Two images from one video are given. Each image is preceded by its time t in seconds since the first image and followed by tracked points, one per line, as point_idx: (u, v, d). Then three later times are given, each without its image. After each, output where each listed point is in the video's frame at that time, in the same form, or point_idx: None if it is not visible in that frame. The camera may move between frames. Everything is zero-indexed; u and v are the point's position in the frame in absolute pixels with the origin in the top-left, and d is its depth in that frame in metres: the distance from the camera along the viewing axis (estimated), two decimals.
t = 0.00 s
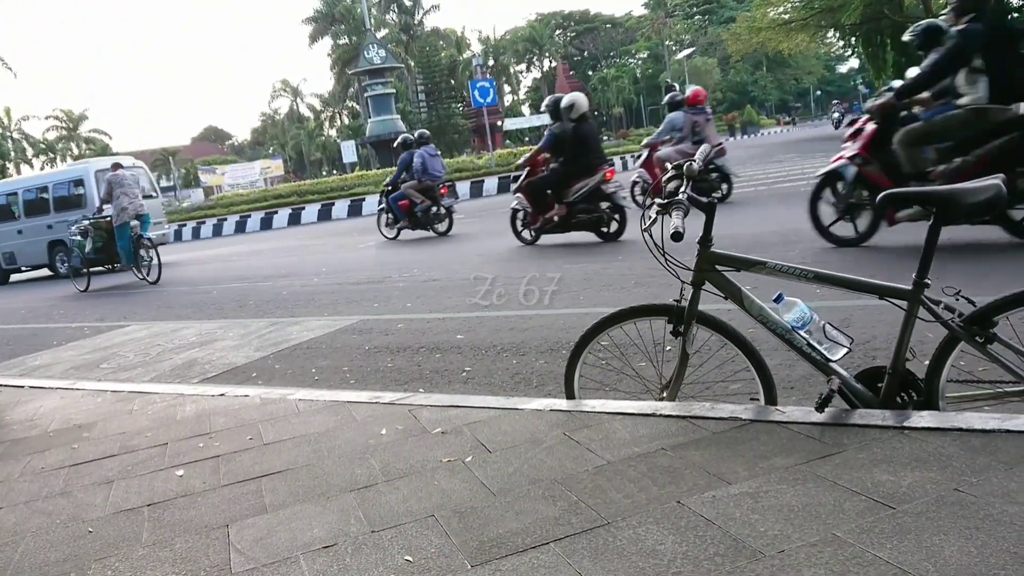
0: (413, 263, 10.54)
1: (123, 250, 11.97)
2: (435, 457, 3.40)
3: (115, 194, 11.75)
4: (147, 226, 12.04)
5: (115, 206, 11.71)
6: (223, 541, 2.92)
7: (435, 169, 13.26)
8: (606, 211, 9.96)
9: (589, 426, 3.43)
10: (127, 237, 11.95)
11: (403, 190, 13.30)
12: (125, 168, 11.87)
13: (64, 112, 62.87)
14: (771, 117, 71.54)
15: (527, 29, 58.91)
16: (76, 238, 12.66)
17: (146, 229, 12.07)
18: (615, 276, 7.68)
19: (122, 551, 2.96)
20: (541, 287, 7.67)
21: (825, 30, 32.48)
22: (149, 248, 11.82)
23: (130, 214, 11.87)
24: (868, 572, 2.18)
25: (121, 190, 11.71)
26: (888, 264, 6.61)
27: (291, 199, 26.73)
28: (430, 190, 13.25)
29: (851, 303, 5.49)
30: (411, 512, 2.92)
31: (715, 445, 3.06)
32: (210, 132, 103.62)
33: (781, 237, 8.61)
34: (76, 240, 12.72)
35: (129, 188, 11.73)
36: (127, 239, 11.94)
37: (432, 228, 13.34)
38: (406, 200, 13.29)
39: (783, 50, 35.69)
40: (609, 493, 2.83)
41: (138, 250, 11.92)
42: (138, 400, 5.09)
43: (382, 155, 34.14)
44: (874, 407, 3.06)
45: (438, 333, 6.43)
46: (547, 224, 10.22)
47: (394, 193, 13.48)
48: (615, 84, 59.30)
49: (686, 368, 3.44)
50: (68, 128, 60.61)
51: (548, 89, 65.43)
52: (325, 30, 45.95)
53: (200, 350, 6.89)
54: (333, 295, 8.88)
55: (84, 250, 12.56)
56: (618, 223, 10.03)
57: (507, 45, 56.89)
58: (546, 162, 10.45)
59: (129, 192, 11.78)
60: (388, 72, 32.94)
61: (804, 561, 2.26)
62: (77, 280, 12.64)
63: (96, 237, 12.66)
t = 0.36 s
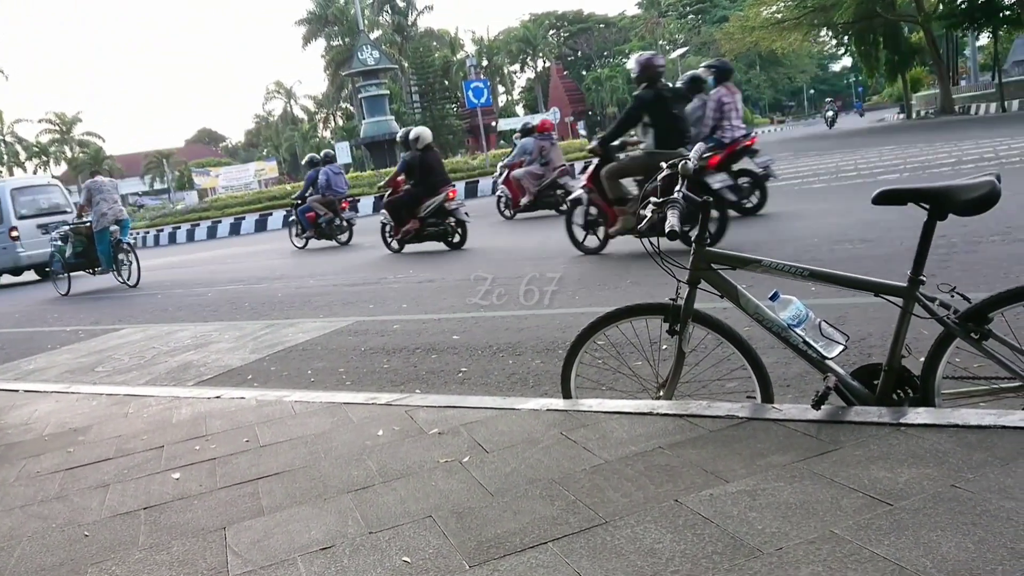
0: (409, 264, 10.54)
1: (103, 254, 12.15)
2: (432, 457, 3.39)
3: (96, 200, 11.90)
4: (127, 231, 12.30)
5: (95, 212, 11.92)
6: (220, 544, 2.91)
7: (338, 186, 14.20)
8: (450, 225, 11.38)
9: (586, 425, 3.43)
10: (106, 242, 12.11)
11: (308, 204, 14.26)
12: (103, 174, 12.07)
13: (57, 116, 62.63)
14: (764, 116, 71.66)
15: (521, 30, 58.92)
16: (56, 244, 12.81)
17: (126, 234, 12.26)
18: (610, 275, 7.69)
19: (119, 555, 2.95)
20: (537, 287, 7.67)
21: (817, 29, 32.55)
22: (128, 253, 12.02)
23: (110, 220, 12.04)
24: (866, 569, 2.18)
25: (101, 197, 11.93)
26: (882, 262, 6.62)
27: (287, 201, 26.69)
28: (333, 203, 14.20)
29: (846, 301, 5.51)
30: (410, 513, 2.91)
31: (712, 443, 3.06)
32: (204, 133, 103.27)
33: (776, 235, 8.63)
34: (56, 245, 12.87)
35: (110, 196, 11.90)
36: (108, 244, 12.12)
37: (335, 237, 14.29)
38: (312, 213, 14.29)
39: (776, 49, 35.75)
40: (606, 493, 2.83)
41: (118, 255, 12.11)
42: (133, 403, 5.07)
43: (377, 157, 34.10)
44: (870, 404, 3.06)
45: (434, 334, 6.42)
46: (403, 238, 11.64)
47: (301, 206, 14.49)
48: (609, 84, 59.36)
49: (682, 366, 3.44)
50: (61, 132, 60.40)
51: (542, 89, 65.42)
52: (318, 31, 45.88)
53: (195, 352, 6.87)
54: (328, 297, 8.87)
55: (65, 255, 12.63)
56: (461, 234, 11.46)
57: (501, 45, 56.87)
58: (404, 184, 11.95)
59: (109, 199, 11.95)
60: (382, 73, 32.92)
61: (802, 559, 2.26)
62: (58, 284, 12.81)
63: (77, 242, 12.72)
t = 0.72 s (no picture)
0: (406, 263, 10.53)
1: (84, 256, 12.44)
2: (429, 457, 3.38)
3: (75, 205, 12.04)
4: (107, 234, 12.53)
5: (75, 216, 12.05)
6: (216, 544, 2.90)
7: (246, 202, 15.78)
8: (319, 237, 12.58)
9: (582, 425, 3.43)
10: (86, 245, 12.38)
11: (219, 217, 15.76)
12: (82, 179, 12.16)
13: (55, 116, 62.46)
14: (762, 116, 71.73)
15: (518, 30, 58.91)
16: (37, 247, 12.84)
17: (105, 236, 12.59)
18: (608, 275, 7.69)
19: (114, 555, 2.94)
20: (535, 287, 7.66)
21: (815, 29, 32.60)
22: (110, 256, 12.42)
23: (90, 223, 12.28)
24: (863, 568, 2.17)
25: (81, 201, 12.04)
26: (879, 260, 6.63)
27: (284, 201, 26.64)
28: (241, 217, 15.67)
29: (843, 299, 5.51)
30: (406, 513, 2.90)
31: (709, 442, 3.06)
32: (201, 133, 103.11)
33: (774, 234, 8.63)
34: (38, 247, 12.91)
35: (89, 200, 12.05)
36: (88, 246, 12.42)
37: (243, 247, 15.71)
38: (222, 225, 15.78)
39: (773, 49, 35.78)
40: (603, 492, 2.82)
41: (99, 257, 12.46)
42: (129, 403, 5.06)
43: (375, 156, 34.07)
44: (868, 402, 3.06)
45: (431, 333, 6.41)
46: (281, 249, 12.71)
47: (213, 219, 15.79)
48: (606, 84, 59.37)
49: (679, 365, 3.43)
50: (58, 132, 60.29)
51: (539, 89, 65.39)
52: (316, 31, 45.86)
53: (192, 353, 6.86)
54: (325, 297, 8.86)
55: (47, 258, 12.61)
56: (330, 245, 12.73)
57: (499, 45, 56.89)
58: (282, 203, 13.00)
59: (89, 203, 12.12)
60: (379, 73, 32.90)
61: (799, 558, 2.26)
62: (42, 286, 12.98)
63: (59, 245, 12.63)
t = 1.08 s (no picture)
0: (409, 262, 10.54)
1: (75, 255, 12.75)
2: (432, 455, 3.39)
3: (65, 204, 12.36)
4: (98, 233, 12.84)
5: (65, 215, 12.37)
6: (219, 541, 2.91)
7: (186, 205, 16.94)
8: (240, 244, 13.51)
9: (585, 424, 3.43)
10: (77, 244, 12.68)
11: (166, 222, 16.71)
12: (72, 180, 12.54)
13: (58, 113, 62.50)
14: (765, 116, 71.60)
15: (522, 28, 58.86)
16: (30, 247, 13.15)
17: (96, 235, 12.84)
18: (611, 274, 7.70)
19: (118, 551, 2.95)
20: (538, 286, 7.66)
21: (819, 29, 32.53)
22: (98, 255, 12.62)
23: (80, 222, 12.57)
24: (865, 568, 2.17)
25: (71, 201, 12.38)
26: (882, 261, 6.63)
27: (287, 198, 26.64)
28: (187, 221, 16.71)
29: (846, 300, 5.51)
30: (409, 511, 2.91)
31: (711, 442, 3.06)
32: (205, 130, 103.12)
33: (776, 234, 8.63)
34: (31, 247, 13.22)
35: (79, 199, 12.39)
36: (79, 245, 12.71)
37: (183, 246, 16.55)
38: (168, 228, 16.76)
39: (777, 49, 35.70)
40: (605, 491, 2.83)
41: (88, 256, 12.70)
42: (133, 400, 5.07)
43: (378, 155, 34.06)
44: (871, 403, 3.06)
45: (433, 332, 6.42)
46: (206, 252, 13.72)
47: (160, 222, 16.77)
48: (610, 84, 59.34)
49: (682, 365, 3.43)
50: (61, 128, 60.39)
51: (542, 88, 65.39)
52: (319, 30, 45.89)
53: (195, 350, 6.87)
54: (329, 295, 8.89)
55: (39, 255, 12.95)
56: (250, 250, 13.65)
57: (503, 44, 56.85)
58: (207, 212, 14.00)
59: (79, 202, 12.40)
60: (383, 71, 32.90)
61: (801, 558, 2.26)
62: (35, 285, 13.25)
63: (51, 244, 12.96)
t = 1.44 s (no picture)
0: (412, 259, 10.56)
1: (65, 252, 13.04)
2: (435, 452, 3.40)
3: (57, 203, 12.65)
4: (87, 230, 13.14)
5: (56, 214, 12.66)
6: (223, 535, 2.92)
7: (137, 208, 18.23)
8: (165, 248, 14.52)
9: (589, 422, 3.43)
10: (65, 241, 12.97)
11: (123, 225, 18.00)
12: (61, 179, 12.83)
13: (63, 109, 62.61)
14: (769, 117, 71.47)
15: (527, 27, 58.82)
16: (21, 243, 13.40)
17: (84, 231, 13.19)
18: (614, 273, 7.70)
19: (122, 545, 2.96)
20: (541, 285, 7.65)
21: (824, 29, 32.46)
22: (88, 252, 12.96)
23: (69, 220, 12.88)
24: (868, 567, 2.18)
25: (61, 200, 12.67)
26: (887, 262, 6.62)
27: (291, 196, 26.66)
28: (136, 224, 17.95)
29: (850, 301, 5.50)
30: (412, 507, 2.92)
31: (714, 441, 3.06)
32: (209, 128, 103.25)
33: (780, 235, 8.62)
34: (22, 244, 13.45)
35: (70, 198, 12.67)
36: (68, 243, 13.03)
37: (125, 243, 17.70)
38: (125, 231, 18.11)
39: (782, 49, 35.63)
40: (609, 489, 2.83)
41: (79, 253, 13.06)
42: (136, 395, 5.08)
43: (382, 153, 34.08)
44: (875, 403, 3.06)
45: (437, 330, 6.42)
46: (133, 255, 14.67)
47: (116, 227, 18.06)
48: (614, 83, 59.30)
49: (686, 364, 3.43)
50: (66, 125, 60.48)
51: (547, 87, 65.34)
52: (323, 27, 45.94)
53: (199, 346, 6.89)
54: (333, 291, 8.91)
55: (30, 253, 13.12)
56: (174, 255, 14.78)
57: (507, 42, 56.85)
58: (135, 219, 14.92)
59: (69, 201, 12.72)
60: (387, 69, 32.92)
61: (805, 557, 2.26)
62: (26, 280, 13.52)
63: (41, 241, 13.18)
